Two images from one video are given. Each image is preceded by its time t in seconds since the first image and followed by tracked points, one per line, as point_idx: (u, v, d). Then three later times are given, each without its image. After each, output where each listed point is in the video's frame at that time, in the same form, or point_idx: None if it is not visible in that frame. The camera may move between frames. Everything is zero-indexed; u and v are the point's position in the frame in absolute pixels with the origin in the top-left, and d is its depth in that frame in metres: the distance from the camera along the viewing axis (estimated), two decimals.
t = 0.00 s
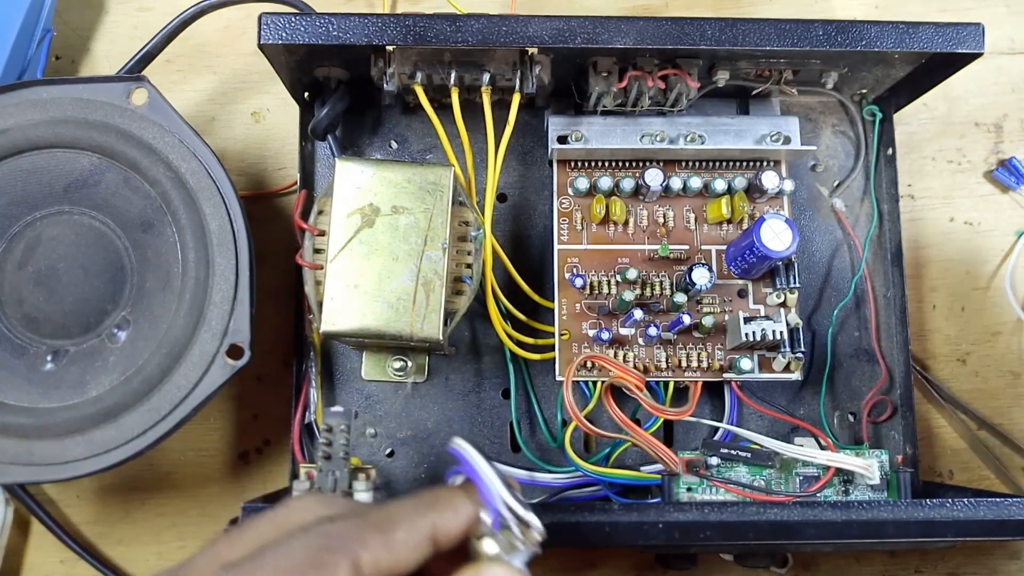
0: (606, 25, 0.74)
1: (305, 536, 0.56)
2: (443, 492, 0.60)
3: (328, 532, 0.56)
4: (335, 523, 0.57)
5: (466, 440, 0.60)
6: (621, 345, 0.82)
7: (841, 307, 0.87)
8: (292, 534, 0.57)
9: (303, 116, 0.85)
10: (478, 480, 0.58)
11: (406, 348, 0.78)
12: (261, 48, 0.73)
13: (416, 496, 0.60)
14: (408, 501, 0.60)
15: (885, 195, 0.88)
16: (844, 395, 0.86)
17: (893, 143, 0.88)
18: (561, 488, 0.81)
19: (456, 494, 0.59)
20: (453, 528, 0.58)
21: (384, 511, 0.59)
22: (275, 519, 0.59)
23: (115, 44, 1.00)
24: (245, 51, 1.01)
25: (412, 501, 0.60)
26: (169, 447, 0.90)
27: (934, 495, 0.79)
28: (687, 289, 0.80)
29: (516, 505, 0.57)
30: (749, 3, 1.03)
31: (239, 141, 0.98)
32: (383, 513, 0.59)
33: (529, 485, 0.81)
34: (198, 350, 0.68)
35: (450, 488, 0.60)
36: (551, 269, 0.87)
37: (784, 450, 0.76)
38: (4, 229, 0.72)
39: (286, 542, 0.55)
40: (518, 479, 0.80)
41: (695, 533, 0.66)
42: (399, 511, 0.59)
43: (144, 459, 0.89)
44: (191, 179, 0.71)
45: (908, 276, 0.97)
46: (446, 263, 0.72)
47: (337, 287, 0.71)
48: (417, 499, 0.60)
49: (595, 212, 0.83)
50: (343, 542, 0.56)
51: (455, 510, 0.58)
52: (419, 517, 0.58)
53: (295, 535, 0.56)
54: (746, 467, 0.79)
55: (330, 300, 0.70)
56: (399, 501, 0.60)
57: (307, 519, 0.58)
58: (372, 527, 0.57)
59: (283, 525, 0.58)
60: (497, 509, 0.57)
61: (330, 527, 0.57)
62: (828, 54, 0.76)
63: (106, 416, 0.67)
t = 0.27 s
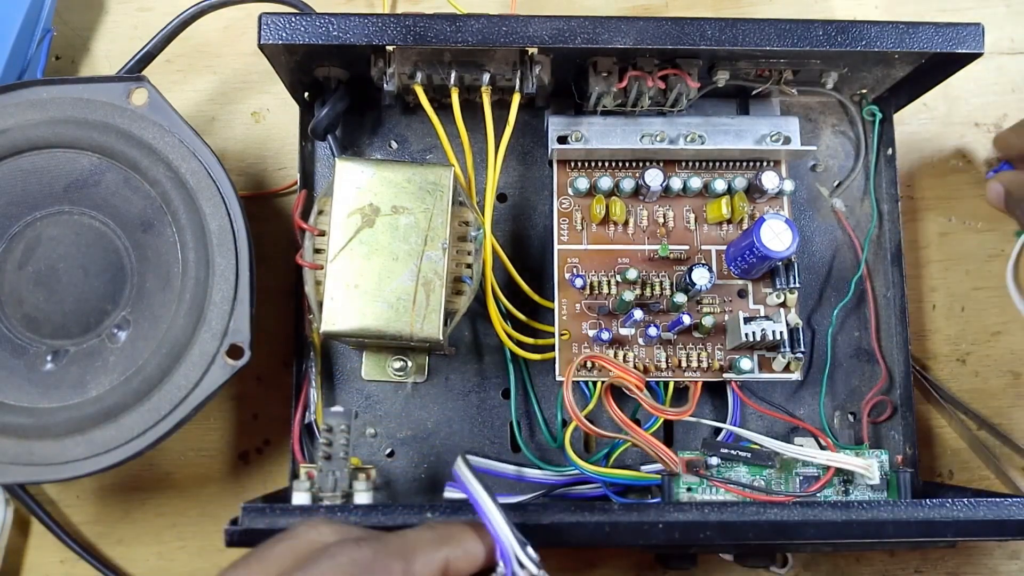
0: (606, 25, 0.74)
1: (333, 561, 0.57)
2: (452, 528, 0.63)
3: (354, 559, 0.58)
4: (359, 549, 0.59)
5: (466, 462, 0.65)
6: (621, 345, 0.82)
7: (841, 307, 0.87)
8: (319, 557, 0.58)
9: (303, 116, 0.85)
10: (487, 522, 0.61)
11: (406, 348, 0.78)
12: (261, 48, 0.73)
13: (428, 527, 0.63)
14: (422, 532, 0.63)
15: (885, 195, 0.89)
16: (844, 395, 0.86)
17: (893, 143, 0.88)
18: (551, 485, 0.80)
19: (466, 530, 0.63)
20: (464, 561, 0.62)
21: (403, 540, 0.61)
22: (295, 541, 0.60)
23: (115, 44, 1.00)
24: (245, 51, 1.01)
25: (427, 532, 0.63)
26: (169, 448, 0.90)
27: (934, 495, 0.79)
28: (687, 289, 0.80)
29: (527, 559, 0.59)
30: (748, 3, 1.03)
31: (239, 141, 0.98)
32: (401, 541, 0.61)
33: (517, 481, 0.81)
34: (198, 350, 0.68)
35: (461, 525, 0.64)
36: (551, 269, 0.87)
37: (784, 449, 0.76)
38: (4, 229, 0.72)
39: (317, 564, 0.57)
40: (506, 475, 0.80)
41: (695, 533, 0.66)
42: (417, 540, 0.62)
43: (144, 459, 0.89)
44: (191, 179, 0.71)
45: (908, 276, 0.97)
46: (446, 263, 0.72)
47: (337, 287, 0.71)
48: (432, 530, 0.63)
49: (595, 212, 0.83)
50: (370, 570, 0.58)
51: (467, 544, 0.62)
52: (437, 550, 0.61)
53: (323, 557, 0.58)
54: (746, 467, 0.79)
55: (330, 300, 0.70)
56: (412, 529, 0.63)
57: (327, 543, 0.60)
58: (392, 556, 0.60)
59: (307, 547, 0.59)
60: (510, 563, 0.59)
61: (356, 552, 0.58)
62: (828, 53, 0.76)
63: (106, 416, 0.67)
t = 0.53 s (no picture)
0: (606, 25, 0.74)
1: None
2: (458, 530, 0.62)
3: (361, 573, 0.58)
4: (365, 562, 0.59)
5: (464, 467, 0.63)
6: (621, 345, 0.82)
7: (841, 307, 0.87)
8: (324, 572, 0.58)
9: (303, 116, 0.85)
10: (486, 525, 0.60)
11: (406, 347, 0.78)
12: (261, 48, 0.73)
13: (434, 530, 0.62)
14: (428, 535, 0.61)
15: (885, 195, 0.89)
16: (844, 395, 0.86)
17: (893, 144, 0.88)
18: (551, 485, 0.81)
19: (469, 532, 0.62)
20: (470, 565, 0.60)
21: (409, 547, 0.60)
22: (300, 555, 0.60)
23: (115, 44, 1.00)
24: (245, 51, 1.01)
25: (433, 535, 0.61)
26: (169, 448, 0.90)
27: (934, 495, 0.79)
28: (687, 289, 0.80)
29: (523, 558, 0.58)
30: (748, 3, 1.03)
31: (239, 141, 0.98)
32: (407, 546, 0.60)
33: (516, 481, 0.81)
34: (198, 350, 0.68)
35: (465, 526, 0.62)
36: (551, 269, 0.87)
37: (784, 449, 0.76)
38: (4, 228, 0.72)
39: None
40: (504, 475, 0.80)
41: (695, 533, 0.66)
42: (420, 547, 0.60)
43: (144, 459, 0.89)
44: (191, 179, 0.71)
45: (907, 277, 0.97)
46: (446, 262, 0.72)
47: (337, 286, 0.71)
48: (436, 534, 0.61)
49: (595, 212, 0.83)
50: None
51: (470, 548, 0.61)
52: (443, 555, 0.60)
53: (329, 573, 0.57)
54: (746, 467, 0.79)
55: (330, 299, 0.70)
56: (417, 534, 0.62)
57: (333, 553, 0.60)
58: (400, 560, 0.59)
59: (313, 561, 0.59)
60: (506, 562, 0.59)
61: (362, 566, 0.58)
62: (828, 54, 0.76)
63: (106, 416, 0.67)
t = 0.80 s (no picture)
0: (606, 25, 0.74)
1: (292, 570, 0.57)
2: (409, 515, 0.62)
3: (312, 565, 0.58)
4: (316, 553, 0.58)
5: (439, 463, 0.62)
6: (621, 345, 0.82)
7: (841, 307, 0.87)
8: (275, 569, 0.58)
9: (303, 116, 0.85)
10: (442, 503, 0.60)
11: (406, 347, 0.78)
12: (261, 48, 0.73)
13: (387, 515, 0.62)
14: (377, 521, 0.62)
15: (884, 195, 0.88)
16: (844, 395, 0.86)
17: (893, 143, 0.88)
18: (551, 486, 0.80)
19: (421, 514, 0.62)
20: (424, 546, 0.61)
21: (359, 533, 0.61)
22: (257, 556, 0.60)
23: (115, 44, 1.00)
24: (245, 51, 1.01)
25: (383, 521, 0.61)
26: (169, 448, 0.90)
27: (934, 495, 0.79)
28: (687, 289, 0.80)
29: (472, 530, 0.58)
30: (748, 3, 1.03)
31: (239, 141, 0.98)
32: (359, 531, 0.61)
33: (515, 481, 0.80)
34: (198, 350, 0.68)
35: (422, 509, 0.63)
36: (551, 270, 0.87)
37: (784, 449, 0.76)
38: (4, 229, 0.72)
39: None
40: (502, 475, 0.79)
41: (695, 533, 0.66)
42: (373, 533, 0.61)
43: (144, 459, 0.89)
44: (191, 179, 0.71)
45: (907, 276, 0.97)
46: (446, 262, 0.72)
47: (337, 286, 0.71)
48: (388, 520, 0.61)
49: (595, 212, 0.83)
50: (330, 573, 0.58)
51: (422, 528, 0.61)
52: (396, 539, 0.60)
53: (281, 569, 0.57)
54: (746, 467, 0.79)
55: (330, 299, 0.70)
56: (368, 521, 0.62)
57: (285, 550, 0.60)
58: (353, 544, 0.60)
59: (266, 560, 0.59)
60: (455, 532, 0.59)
61: (314, 558, 0.58)
62: (828, 54, 0.76)
63: (106, 416, 0.67)
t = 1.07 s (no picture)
0: (606, 25, 0.74)
1: (293, 547, 0.55)
2: (402, 491, 0.63)
3: (315, 542, 0.56)
4: (316, 529, 0.57)
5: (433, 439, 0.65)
6: (621, 345, 0.82)
7: (841, 307, 0.87)
8: (275, 547, 0.55)
9: (303, 115, 0.85)
10: (436, 477, 0.64)
11: (405, 347, 0.78)
12: (260, 48, 0.73)
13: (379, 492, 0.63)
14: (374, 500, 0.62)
15: (885, 195, 0.88)
16: (844, 395, 0.86)
17: (893, 143, 0.88)
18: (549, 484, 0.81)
19: (414, 490, 0.64)
20: (418, 520, 0.62)
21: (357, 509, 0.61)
22: (253, 539, 0.57)
23: (115, 44, 1.00)
24: (244, 51, 1.00)
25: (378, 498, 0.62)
26: (169, 448, 0.90)
27: (934, 495, 0.79)
28: (687, 289, 0.80)
29: (465, 497, 0.63)
30: (749, 2, 1.03)
31: (239, 141, 0.97)
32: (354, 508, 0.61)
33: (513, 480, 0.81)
34: (198, 350, 0.68)
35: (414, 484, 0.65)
36: (551, 270, 0.87)
37: (784, 450, 0.76)
38: (4, 229, 0.72)
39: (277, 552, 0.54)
40: (500, 472, 0.80)
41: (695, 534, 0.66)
42: (369, 511, 0.61)
43: (143, 459, 0.89)
44: (191, 179, 0.71)
45: (907, 276, 0.97)
46: (446, 262, 0.72)
47: (337, 286, 0.71)
48: (381, 498, 0.62)
49: (595, 212, 0.83)
50: (332, 550, 0.56)
51: (417, 504, 0.63)
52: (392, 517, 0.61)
53: (282, 547, 0.55)
54: (746, 467, 0.79)
55: (329, 299, 0.70)
56: (361, 501, 0.62)
57: (280, 530, 0.57)
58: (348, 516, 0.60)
59: (263, 541, 0.56)
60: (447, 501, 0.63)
61: (316, 535, 0.56)
62: (829, 53, 0.76)
63: (106, 417, 0.67)
